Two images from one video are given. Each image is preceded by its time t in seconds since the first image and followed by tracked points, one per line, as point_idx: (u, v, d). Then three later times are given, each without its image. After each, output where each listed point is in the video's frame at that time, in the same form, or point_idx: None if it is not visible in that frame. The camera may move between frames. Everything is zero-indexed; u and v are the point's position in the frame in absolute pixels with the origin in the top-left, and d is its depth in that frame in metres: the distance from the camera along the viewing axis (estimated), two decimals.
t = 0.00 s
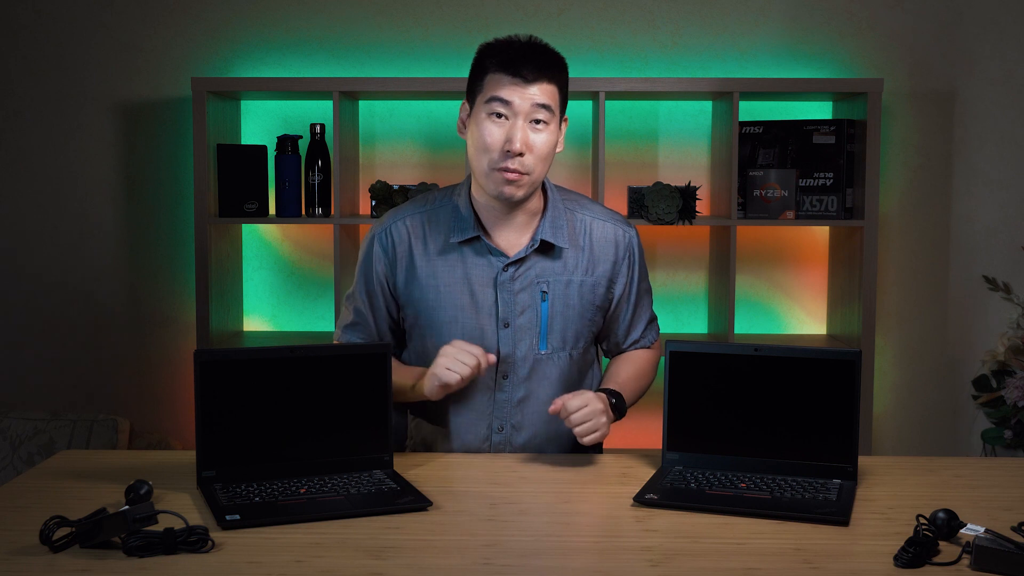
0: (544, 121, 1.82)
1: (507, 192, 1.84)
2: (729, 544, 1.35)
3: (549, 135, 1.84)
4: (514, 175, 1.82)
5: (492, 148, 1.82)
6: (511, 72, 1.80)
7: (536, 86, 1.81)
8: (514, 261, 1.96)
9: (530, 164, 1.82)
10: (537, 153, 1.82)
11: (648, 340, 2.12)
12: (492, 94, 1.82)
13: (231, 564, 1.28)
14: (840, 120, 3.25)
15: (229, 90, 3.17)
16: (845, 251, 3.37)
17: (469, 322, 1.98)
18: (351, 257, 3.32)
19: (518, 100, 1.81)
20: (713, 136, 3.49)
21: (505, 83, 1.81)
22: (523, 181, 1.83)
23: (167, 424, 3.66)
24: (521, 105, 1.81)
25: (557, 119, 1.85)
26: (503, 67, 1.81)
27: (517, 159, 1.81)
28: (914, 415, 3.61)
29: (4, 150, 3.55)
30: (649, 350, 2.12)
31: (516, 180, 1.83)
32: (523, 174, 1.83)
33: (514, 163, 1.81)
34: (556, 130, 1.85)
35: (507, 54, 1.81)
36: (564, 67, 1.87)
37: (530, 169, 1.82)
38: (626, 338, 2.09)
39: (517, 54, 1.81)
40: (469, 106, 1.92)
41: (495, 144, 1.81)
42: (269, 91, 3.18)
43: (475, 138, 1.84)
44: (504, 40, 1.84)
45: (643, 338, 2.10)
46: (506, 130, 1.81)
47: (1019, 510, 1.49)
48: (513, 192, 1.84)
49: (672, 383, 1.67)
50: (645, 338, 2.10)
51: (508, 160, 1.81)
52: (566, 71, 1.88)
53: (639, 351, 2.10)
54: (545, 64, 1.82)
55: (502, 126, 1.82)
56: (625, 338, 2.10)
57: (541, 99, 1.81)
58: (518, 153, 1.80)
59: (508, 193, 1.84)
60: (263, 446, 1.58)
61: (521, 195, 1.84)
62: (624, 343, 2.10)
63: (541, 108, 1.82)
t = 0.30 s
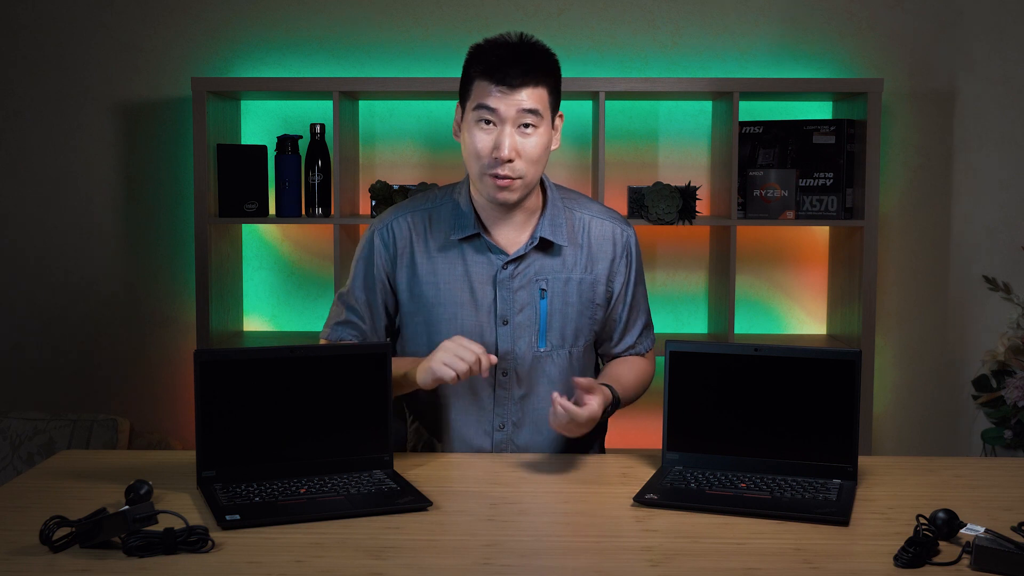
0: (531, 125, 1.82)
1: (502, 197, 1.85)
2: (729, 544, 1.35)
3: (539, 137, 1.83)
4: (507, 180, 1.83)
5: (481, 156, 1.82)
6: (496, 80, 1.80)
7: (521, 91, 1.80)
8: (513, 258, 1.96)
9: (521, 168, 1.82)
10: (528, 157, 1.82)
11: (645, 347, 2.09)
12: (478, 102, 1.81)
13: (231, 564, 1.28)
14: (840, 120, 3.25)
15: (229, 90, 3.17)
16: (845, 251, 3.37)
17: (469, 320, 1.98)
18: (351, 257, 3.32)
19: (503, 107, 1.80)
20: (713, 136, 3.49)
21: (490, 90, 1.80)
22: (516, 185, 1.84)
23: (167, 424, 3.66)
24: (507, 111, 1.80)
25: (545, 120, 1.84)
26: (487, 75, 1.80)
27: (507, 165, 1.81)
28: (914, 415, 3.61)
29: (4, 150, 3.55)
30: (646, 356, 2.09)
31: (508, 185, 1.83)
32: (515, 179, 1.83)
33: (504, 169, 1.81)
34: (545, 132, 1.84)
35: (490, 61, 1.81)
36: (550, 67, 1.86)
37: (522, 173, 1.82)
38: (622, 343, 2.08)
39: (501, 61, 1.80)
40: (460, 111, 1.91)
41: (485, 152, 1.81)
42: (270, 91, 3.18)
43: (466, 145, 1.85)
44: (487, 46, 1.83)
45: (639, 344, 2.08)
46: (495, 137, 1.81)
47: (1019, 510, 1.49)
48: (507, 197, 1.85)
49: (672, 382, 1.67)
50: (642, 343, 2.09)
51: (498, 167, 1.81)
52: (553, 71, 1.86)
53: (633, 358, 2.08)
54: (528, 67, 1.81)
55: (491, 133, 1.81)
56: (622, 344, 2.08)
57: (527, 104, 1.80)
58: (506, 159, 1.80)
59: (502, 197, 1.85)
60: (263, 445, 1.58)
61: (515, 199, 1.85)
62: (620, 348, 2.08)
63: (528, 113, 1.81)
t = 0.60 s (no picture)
0: (527, 117, 1.82)
1: (500, 191, 1.85)
2: (729, 545, 1.35)
3: (536, 129, 1.84)
4: (504, 173, 1.83)
5: (478, 150, 1.83)
6: (490, 74, 1.81)
7: (516, 83, 1.81)
8: (511, 255, 1.97)
9: (518, 161, 1.83)
10: (525, 149, 1.82)
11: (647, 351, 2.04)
12: (474, 97, 1.82)
13: (231, 564, 1.28)
14: (840, 119, 3.25)
15: (229, 90, 3.17)
16: (845, 251, 3.37)
17: (466, 317, 1.98)
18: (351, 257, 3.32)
19: (499, 100, 1.81)
20: (713, 136, 3.49)
21: (484, 84, 1.81)
22: (514, 177, 1.84)
23: (167, 424, 3.66)
24: (503, 104, 1.81)
25: (542, 113, 1.85)
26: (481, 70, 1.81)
27: (505, 158, 1.81)
28: (914, 415, 3.61)
29: (4, 150, 3.55)
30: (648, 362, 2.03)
31: (506, 178, 1.83)
32: (513, 172, 1.83)
33: (502, 163, 1.81)
34: (541, 124, 1.84)
35: (484, 56, 1.82)
36: (544, 61, 1.87)
37: (520, 166, 1.83)
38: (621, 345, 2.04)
39: (493, 56, 1.81)
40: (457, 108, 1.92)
41: (482, 145, 1.82)
42: (270, 91, 3.18)
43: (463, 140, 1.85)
44: (480, 42, 1.84)
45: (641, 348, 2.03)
46: (491, 130, 1.82)
47: (1019, 510, 1.49)
48: (505, 190, 1.85)
49: (672, 382, 1.67)
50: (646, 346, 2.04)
51: (495, 160, 1.81)
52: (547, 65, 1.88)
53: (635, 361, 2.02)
54: (523, 61, 1.82)
55: (487, 127, 1.82)
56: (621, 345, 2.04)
57: (522, 96, 1.81)
58: (504, 152, 1.80)
59: (501, 190, 1.85)
60: (262, 444, 1.58)
61: (513, 192, 1.85)
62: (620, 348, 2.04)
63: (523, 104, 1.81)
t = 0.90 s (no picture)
0: (491, 130, 1.74)
1: (477, 204, 1.80)
2: (729, 545, 1.35)
3: (502, 140, 1.75)
4: (475, 187, 1.78)
5: (448, 167, 1.78)
6: (448, 92, 1.74)
7: (475, 97, 1.73)
8: (507, 256, 1.96)
9: (487, 174, 1.76)
10: (492, 161, 1.76)
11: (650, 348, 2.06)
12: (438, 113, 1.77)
13: (231, 564, 1.28)
14: (840, 119, 3.24)
15: (229, 90, 3.17)
16: (845, 251, 3.37)
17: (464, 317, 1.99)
18: (351, 257, 3.32)
19: (459, 116, 1.74)
20: (713, 136, 3.49)
21: (445, 100, 1.75)
22: (486, 190, 1.78)
23: (167, 424, 3.66)
24: (464, 120, 1.75)
25: (509, 121, 1.76)
26: (441, 87, 1.75)
27: (473, 174, 1.76)
28: (914, 415, 3.61)
29: (4, 150, 3.55)
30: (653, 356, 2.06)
31: (479, 192, 1.78)
32: (484, 185, 1.78)
33: (470, 178, 1.76)
34: (509, 133, 1.76)
35: (443, 72, 1.76)
36: (510, 69, 1.77)
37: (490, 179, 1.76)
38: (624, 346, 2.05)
39: (452, 72, 1.75)
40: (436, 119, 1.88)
41: (450, 163, 1.77)
42: (270, 91, 3.18)
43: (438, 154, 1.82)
44: (445, 56, 1.78)
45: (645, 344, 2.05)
46: (457, 145, 1.76)
47: (1019, 510, 1.49)
48: (481, 204, 1.80)
49: (672, 382, 1.67)
50: (648, 343, 2.06)
51: (464, 177, 1.77)
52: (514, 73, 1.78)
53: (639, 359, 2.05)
54: (480, 74, 1.74)
55: (453, 142, 1.77)
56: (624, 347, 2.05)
57: (482, 109, 1.73)
58: (470, 168, 1.75)
59: (477, 204, 1.80)
60: (262, 444, 1.58)
61: (489, 205, 1.80)
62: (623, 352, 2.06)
63: (485, 117, 1.73)
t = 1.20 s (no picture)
0: (478, 145, 1.71)
1: (469, 216, 1.79)
2: (729, 545, 1.35)
3: (489, 155, 1.73)
4: (466, 201, 1.76)
5: (438, 180, 1.76)
6: (433, 110, 1.70)
7: (459, 114, 1.69)
8: (504, 258, 1.95)
9: (477, 188, 1.75)
10: (481, 176, 1.73)
11: (646, 345, 2.08)
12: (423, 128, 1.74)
13: (231, 564, 1.28)
14: (840, 119, 3.24)
15: (229, 90, 3.17)
16: (845, 251, 3.37)
17: (461, 320, 1.98)
18: (351, 257, 3.32)
19: (445, 133, 1.71)
20: (713, 136, 3.49)
21: (428, 117, 1.71)
22: (477, 204, 1.76)
23: (168, 424, 3.66)
24: (450, 136, 1.71)
25: (496, 136, 1.73)
26: (423, 104, 1.72)
27: (463, 189, 1.74)
28: (914, 415, 3.61)
29: (4, 150, 3.55)
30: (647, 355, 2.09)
31: (470, 206, 1.77)
32: (475, 199, 1.76)
33: (461, 193, 1.74)
34: (497, 148, 1.73)
35: (425, 89, 1.72)
36: (494, 81, 1.74)
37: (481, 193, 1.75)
38: (620, 345, 2.07)
39: (433, 89, 1.71)
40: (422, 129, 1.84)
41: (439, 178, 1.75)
42: (270, 91, 3.18)
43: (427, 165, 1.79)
44: (428, 71, 1.74)
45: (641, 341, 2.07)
46: (444, 160, 1.73)
47: (1019, 510, 1.49)
48: (473, 216, 1.79)
49: (672, 382, 1.67)
50: (643, 341, 2.07)
51: (454, 192, 1.75)
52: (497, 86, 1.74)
53: (634, 358, 2.08)
54: (465, 90, 1.70)
55: (440, 156, 1.74)
56: (619, 347, 2.08)
57: (468, 126, 1.70)
58: (459, 184, 1.73)
59: (469, 216, 1.79)
60: (262, 444, 1.58)
61: (481, 217, 1.78)
62: (618, 352, 2.08)
63: (471, 134, 1.70)
